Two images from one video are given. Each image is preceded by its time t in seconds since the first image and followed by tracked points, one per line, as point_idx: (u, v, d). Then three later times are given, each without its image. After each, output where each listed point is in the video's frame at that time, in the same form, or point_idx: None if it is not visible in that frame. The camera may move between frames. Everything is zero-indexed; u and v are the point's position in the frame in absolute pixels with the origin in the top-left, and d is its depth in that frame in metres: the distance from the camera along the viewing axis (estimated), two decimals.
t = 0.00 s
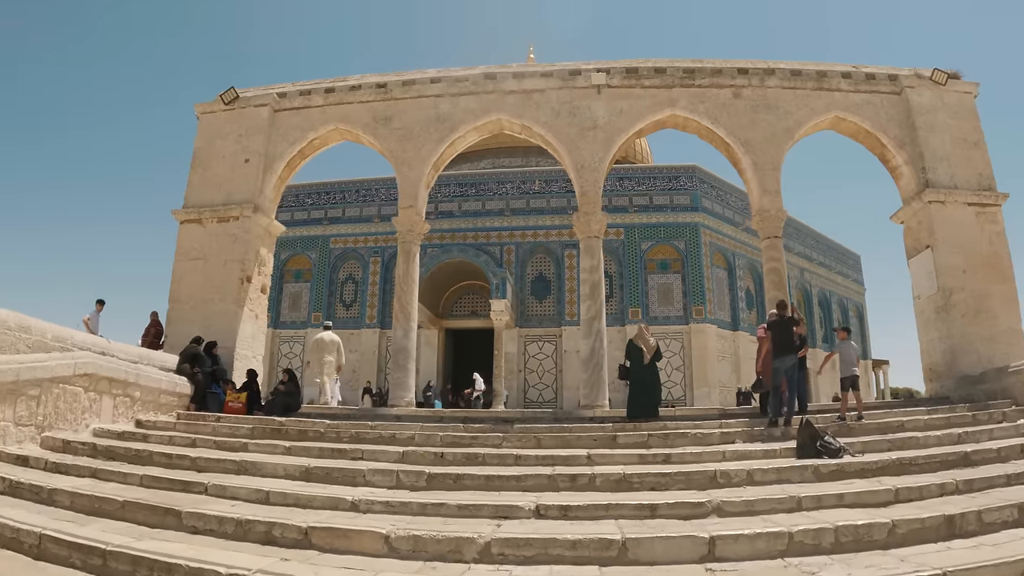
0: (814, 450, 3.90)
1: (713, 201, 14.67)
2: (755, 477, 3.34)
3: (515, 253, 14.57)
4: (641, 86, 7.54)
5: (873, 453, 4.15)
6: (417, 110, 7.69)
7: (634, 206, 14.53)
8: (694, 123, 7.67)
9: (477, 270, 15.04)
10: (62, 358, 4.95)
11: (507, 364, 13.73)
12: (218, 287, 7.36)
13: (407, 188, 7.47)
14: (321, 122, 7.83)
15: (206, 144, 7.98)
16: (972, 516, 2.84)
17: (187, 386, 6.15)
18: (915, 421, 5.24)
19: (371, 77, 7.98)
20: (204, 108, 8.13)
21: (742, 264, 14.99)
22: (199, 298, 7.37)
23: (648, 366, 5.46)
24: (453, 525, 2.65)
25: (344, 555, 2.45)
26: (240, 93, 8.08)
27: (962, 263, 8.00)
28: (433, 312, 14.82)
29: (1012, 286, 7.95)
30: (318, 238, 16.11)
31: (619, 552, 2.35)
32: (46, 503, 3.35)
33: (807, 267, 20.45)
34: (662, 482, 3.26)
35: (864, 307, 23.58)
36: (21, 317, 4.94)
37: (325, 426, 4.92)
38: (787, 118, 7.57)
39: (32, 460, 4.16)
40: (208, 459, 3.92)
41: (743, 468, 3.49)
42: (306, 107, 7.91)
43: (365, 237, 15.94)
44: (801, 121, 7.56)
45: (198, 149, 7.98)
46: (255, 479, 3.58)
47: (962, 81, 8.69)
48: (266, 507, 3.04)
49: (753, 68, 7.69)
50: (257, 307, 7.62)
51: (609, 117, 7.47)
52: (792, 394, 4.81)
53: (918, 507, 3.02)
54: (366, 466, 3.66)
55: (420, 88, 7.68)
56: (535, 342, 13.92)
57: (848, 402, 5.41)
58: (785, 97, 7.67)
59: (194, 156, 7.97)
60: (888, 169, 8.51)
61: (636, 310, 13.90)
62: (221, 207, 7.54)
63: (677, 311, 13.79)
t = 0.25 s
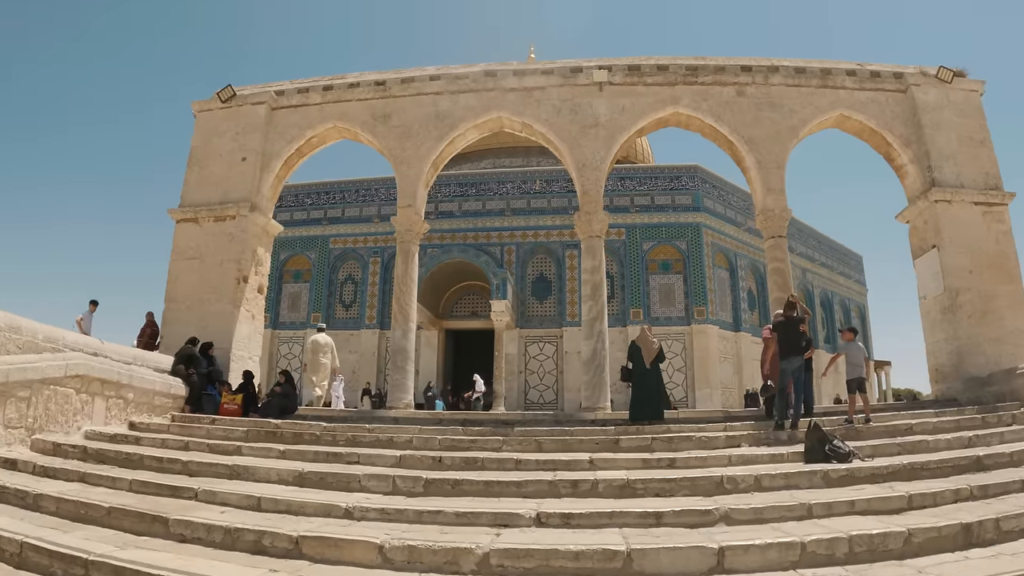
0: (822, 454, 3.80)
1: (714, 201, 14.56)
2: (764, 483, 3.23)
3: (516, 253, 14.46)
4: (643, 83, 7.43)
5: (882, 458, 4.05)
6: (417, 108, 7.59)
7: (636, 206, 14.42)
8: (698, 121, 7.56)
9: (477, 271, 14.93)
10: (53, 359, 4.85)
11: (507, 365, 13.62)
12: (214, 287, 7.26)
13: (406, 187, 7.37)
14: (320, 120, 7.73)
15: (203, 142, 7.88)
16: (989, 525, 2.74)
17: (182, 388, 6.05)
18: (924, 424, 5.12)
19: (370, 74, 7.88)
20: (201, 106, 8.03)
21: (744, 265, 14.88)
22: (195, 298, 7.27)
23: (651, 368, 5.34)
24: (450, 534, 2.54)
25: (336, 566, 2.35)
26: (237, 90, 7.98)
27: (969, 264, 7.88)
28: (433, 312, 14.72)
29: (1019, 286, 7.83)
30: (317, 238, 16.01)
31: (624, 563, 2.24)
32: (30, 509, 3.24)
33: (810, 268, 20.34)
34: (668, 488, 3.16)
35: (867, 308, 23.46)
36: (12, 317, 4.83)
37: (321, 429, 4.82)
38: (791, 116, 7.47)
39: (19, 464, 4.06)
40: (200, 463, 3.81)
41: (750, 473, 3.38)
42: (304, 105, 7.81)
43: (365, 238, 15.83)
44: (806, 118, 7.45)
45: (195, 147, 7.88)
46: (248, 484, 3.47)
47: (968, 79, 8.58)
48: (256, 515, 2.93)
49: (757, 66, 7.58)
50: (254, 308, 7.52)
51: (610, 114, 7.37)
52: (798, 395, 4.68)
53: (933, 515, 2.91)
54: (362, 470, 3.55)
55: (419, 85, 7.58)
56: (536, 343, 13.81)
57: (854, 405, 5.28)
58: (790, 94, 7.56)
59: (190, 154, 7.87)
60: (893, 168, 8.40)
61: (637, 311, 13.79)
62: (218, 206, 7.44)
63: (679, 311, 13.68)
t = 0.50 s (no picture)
0: (833, 454, 3.69)
1: (717, 201, 14.45)
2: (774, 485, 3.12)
3: (517, 253, 14.36)
4: (646, 80, 7.34)
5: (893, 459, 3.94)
6: (417, 104, 7.49)
7: (638, 206, 14.32)
8: (701, 118, 7.46)
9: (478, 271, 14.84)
10: (46, 357, 4.75)
11: (508, 366, 13.52)
12: (212, 286, 7.16)
13: (406, 184, 7.27)
14: (318, 117, 7.64)
15: (201, 139, 7.79)
16: (1011, 528, 2.63)
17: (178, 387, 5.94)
18: (934, 424, 5.01)
19: (370, 71, 7.79)
20: (199, 103, 7.94)
21: (747, 265, 14.77)
22: (192, 297, 7.17)
23: (655, 369, 5.23)
24: (450, 539, 2.44)
25: (330, 571, 2.25)
26: (236, 87, 7.89)
27: (976, 262, 7.77)
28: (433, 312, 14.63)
29: None
30: (317, 238, 15.92)
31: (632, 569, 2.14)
32: (17, 512, 3.14)
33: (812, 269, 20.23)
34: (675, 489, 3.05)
35: (869, 309, 23.34)
36: (3, 315, 4.73)
37: (319, 429, 4.72)
38: (796, 112, 7.37)
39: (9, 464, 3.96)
40: (193, 464, 3.71)
41: (760, 475, 3.28)
42: (303, 102, 7.72)
43: (365, 238, 15.74)
44: (811, 115, 7.35)
45: (193, 144, 7.79)
46: (242, 485, 3.37)
47: (974, 76, 8.48)
48: (249, 517, 2.83)
49: (761, 62, 7.48)
50: (251, 307, 7.43)
51: (613, 111, 7.27)
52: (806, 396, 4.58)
53: (951, 518, 2.81)
54: (359, 472, 3.45)
55: (420, 81, 7.49)
56: (537, 343, 13.70)
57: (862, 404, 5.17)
58: (795, 90, 7.46)
59: (188, 151, 7.78)
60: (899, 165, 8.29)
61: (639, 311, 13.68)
62: (216, 204, 7.35)
63: (681, 312, 13.57)
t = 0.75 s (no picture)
0: (845, 459, 3.57)
1: (720, 200, 14.33)
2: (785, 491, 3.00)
3: (519, 253, 14.24)
4: (650, 76, 7.23)
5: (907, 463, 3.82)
6: (417, 101, 7.38)
7: (640, 206, 14.20)
8: (706, 115, 7.35)
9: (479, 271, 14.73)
10: (37, 358, 4.64)
11: (510, 367, 13.40)
12: (209, 285, 7.06)
13: (406, 182, 7.16)
14: (317, 114, 7.53)
15: (199, 137, 7.69)
16: None
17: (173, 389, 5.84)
18: (947, 427, 4.89)
19: (369, 68, 7.69)
20: (196, 101, 7.84)
21: (750, 265, 14.64)
22: (189, 297, 7.07)
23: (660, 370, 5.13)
24: (448, 550, 2.32)
25: None
26: (234, 84, 7.79)
27: (984, 261, 7.65)
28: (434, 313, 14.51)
29: None
30: (318, 238, 15.82)
31: None
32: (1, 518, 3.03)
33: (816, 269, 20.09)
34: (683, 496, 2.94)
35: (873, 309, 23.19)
36: None
37: (315, 432, 4.60)
38: (803, 109, 7.25)
39: None
40: (185, 469, 3.60)
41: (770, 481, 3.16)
42: (302, 99, 7.61)
43: (365, 238, 15.63)
44: (818, 112, 7.23)
45: (190, 142, 7.69)
46: (234, 491, 3.26)
47: (982, 73, 8.35)
48: (240, 525, 2.72)
49: (767, 59, 7.36)
50: (249, 307, 7.32)
51: (617, 108, 7.16)
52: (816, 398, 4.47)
53: (971, 526, 2.69)
54: (355, 477, 3.34)
55: (420, 78, 7.38)
56: (539, 344, 13.59)
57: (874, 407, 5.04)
58: (801, 88, 7.34)
59: (185, 150, 7.68)
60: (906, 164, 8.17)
61: (642, 311, 13.56)
62: (213, 203, 7.25)
63: (684, 312, 13.46)
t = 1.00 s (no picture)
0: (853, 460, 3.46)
1: (721, 199, 14.22)
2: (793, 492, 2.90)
3: (519, 252, 14.14)
4: (652, 71, 7.12)
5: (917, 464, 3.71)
6: (416, 97, 7.29)
7: (642, 205, 14.10)
8: (709, 111, 7.24)
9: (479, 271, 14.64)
10: (27, 356, 4.54)
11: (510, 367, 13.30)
12: (205, 283, 6.96)
13: (404, 179, 7.06)
14: (315, 110, 7.44)
15: (195, 133, 7.60)
16: None
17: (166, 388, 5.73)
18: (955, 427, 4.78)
19: (368, 63, 7.59)
20: (193, 97, 7.75)
21: (752, 264, 14.52)
22: (184, 295, 6.97)
23: (663, 370, 4.99)
24: (443, 554, 2.22)
25: None
26: (231, 80, 7.69)
27: (990, 259, 7.53)
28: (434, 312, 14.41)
29: None
30: (317, 237, 15.72)
31: None
32: None
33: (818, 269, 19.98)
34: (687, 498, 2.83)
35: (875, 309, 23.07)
36: None
37: (310, 431, 4.50)
38: (807, 105, 7.14)
39: None
40: (175, 469, 3.50)
41: (778, 482, 3.05)
42: (299, 95, 7.52)
43: (365, 237, 15.54)
44: (822, 108, 7.12)
45: (186, 139, 7.60)
46: (225, 492, 3.16)
47: (988, 69, 8.24)
48: (228, 527, 2.62)
49: (770, 53, 7.25)
50: (246, 306, 7.23)
51: (618, 103, 7.06)
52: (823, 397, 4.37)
53: (989, 529, 2.58)
54: (349, 478, 3.23)
55: (419, 73, 7.28)
56: (540, 343, 13.48)
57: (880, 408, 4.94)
58: (805, 83, 7.24)
59: (182, 146, 7.59)
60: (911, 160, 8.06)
61: (643, 311, 13.45)
62: (209, 200, 7.15)
63: (686, 312, 13.35)
